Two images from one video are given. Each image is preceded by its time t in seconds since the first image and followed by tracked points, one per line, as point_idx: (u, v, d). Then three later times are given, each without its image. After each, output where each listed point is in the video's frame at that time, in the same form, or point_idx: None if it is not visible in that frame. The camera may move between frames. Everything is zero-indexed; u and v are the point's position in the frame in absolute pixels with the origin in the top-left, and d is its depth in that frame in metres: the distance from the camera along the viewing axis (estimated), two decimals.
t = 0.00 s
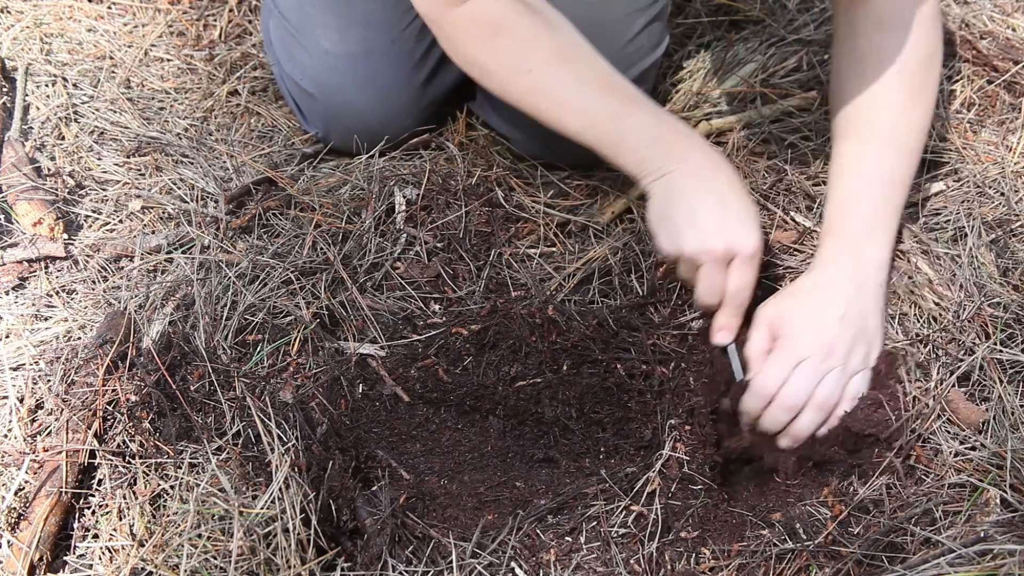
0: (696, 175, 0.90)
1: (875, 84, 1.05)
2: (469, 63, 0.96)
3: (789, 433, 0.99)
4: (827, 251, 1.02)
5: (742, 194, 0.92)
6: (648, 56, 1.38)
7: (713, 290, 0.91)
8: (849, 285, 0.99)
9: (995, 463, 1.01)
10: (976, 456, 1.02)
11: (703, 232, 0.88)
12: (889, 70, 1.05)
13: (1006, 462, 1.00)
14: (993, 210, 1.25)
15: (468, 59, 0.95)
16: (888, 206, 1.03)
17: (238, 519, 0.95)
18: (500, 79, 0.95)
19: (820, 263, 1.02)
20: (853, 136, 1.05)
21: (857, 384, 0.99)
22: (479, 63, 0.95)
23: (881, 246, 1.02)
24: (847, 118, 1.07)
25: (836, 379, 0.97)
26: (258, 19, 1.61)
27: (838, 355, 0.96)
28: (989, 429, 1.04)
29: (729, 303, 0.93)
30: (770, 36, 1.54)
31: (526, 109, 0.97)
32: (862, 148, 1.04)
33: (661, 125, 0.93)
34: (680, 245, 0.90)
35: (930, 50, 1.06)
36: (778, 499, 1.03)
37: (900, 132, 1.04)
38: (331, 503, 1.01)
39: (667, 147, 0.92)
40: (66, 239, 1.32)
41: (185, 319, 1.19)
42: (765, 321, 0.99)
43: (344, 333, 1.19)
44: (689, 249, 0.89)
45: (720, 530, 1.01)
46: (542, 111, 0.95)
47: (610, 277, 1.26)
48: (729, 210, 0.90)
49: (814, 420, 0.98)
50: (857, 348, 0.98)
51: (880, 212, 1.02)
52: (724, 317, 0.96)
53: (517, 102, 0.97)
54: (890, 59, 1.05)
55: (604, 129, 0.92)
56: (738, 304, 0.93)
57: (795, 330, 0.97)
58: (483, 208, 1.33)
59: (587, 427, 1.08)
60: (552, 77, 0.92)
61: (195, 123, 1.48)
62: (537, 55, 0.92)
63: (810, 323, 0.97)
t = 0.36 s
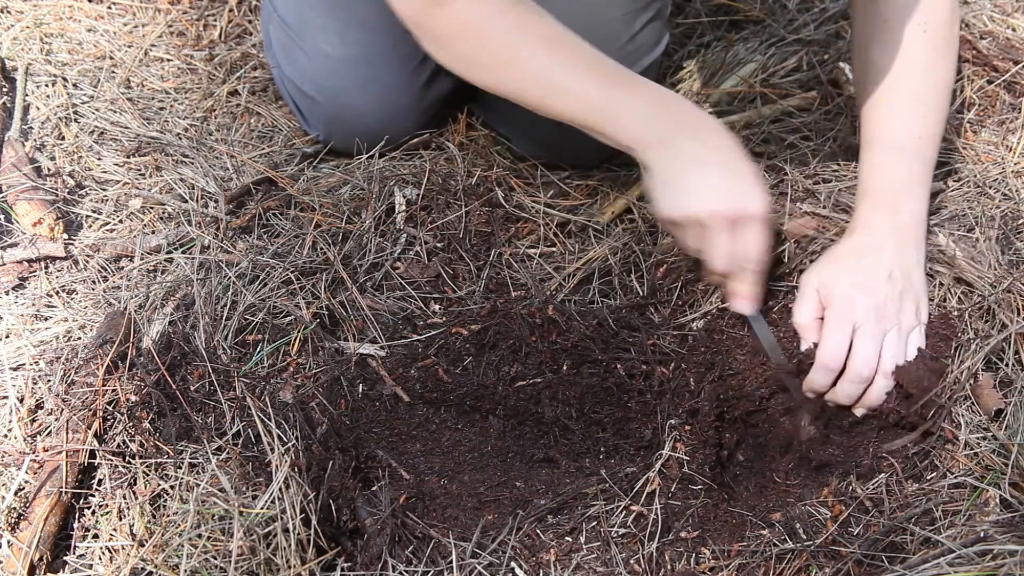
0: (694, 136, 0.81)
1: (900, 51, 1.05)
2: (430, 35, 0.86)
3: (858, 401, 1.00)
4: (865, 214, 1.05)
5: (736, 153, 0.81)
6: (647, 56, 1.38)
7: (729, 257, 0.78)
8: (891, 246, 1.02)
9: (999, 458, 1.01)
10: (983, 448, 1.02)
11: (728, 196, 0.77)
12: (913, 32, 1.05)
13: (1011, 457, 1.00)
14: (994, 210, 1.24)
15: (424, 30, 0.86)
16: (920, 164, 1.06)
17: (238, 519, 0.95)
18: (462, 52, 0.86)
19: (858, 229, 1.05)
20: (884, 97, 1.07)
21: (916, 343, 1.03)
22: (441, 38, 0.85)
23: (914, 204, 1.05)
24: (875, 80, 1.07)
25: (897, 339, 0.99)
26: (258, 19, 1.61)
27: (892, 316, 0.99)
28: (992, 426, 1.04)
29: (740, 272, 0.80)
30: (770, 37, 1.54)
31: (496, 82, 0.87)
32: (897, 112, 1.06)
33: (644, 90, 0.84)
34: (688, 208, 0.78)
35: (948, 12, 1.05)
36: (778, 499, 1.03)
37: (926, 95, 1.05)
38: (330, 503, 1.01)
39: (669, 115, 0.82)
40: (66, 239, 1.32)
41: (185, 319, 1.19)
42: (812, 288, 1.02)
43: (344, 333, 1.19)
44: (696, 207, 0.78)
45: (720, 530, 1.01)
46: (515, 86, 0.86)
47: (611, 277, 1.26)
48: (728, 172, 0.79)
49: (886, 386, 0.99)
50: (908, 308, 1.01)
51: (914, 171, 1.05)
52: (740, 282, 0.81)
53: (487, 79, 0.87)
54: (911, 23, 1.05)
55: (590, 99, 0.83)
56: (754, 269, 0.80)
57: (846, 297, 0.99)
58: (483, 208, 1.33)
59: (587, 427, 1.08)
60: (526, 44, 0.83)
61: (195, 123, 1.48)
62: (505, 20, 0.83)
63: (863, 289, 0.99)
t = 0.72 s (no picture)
0: (656, 205, 0.87)
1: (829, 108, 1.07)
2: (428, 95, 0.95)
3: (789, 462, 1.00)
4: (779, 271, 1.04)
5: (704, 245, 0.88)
6: (647, 57, 1.38)
7: (677, 340, 0.87)
8: (805, 305, 1.00)
9: (998, 460, 1.01)
10: (981, 450, 1.02)
11: (687, 271, 0.84)
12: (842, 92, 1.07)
13: (1010, 459, 1.00)
14: (994, 209, 1.24)
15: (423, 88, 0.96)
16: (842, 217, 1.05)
17: (238, 519, 0.95)
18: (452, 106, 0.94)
19: (773, 288, 1.04)
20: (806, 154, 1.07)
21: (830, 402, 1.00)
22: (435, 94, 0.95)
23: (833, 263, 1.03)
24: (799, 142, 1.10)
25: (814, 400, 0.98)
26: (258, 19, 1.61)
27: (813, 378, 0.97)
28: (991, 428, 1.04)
29: (692, 355, 0.89)
30: (770, 37, 1.54)
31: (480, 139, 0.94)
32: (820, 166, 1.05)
33: (623, 162, 0.90)
34: (643, 285, 0.84)
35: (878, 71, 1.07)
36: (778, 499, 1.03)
37: (852, 154, 1.05)
38: (330, 503, 1.01)
39: (638, 187, 0.89)
40: (66, 239, 1.32)
41: (185, 319, 1.19)
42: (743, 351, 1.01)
43: (344, 333, 1.19)
44: (653, 291, 0.84)
45: (720, 530, 1.01)
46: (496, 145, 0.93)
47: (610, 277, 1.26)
48: (691, 259, 0.85)
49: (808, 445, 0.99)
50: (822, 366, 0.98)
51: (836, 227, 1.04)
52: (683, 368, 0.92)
53: (474, 137, 0.95)
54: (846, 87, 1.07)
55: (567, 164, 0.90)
56: (701, 357, 0.90)
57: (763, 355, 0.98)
58: (483, 209, 1.33)
59: (587, 427, 1.08)
60: (514, 108, 0.91)
61: (195, 122, 1.48)
62: (495, 85, 0.92)
63: (778, 351, 0.98)
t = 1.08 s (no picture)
0: (703, 148, 0.89)
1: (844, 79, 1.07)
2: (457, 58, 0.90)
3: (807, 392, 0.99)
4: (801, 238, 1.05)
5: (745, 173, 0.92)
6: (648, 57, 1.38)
7: (726, 266, 0.92)
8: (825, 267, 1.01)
9: (997, 460, 1.01)
10: (981, 450, 1.02)
11: (734, 202, 0.88)
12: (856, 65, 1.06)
13: (1010, 459, 1.00)
14: (995, 208, 1.24)
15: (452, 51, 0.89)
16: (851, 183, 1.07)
17: (238, 519, 0.95)
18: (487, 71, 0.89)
19: (790, 250, 1.03)
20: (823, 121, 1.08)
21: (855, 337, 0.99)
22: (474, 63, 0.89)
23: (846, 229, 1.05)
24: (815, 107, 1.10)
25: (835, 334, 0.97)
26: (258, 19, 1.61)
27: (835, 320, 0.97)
28: (989, 428, 1.04)
29: (734, 277, 0.94)
30: (770, 36, 1.53)
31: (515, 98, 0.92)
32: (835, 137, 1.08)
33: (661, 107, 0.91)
34: (700, 220, 0.88)
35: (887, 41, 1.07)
36: (778, 499, 1.03)
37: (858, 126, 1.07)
38: (330, 503, 1.01)
39: (681, 129, 0.90)
40: (66, 239, 1.32)
41: (185, 319, 1.19)
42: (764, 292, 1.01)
43: (344, 333, 1.19)
44: (709, 223, 0.88)
45: (720, 530, 1.01)
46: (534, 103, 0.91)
47: (611, 277, 1.26)
48: (737, 190, 0.89)
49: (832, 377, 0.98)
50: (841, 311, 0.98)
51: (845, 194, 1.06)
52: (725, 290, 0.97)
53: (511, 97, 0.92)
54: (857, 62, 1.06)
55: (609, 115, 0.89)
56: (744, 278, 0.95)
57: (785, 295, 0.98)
58: (483, 208, 1.33)
59: (587, 427, 1.08)
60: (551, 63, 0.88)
61: (195, 123, 1.48)
62: (535, 48, 0.87)
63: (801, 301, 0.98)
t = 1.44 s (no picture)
0: (637, 129, 0.88)
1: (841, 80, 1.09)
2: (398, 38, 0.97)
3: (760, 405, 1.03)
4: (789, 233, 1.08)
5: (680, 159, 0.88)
6: (647, 60, 1.39)
7: (663, 258, 0.89)
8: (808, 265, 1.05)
9: (997, 461, 1.01)
10: (980, 450, 1.02)
11: (662, 190, 0.85)
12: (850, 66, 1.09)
13: (1010, 459, 1.00)
14: (995, 208, 1.24)
15: (394, 38, 0.98)
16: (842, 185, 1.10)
17: (238, 519, 0.95)
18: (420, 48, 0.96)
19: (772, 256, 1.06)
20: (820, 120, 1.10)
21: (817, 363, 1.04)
22: (424, 50, 0.96)
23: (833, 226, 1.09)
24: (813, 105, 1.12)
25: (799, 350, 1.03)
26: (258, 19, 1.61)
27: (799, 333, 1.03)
28: (989, 429, 1.04)
29: (679, 271, 0.91)
30: (770, 36, 1.53)
31: (456, 80, 0.96)
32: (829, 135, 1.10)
33: (597, 89, 0.91)
34: (626, 209, 0.85)
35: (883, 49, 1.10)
36: (778, 499, 1.03)
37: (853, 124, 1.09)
38: (330, 503, 1.01)
39: (617, 112, 0.90)
40: (66, 239, 1.32)
41: (185, 319, 1.19)
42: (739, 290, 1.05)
43: (344, 333, 1.19)
44: (633, 213, 0.85)
45: (720, 530, 1.01)
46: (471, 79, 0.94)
47: (610, 277, 1.26)
48: (665, 173, 0.86)
49: (789, 392, 1.03)
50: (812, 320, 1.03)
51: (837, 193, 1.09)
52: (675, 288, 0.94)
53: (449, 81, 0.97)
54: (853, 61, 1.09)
55: (544, 92, 0.91)
56: (688, 271, 0.91)
57: (759, 301, 1.03)
58: (483, 208, 1.33)
59: (587, 427, 1.08)
60: (492, 42, 0.93)
61: (195, 122, 1.48)
62: (483, 34, 0.93)
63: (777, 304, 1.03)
